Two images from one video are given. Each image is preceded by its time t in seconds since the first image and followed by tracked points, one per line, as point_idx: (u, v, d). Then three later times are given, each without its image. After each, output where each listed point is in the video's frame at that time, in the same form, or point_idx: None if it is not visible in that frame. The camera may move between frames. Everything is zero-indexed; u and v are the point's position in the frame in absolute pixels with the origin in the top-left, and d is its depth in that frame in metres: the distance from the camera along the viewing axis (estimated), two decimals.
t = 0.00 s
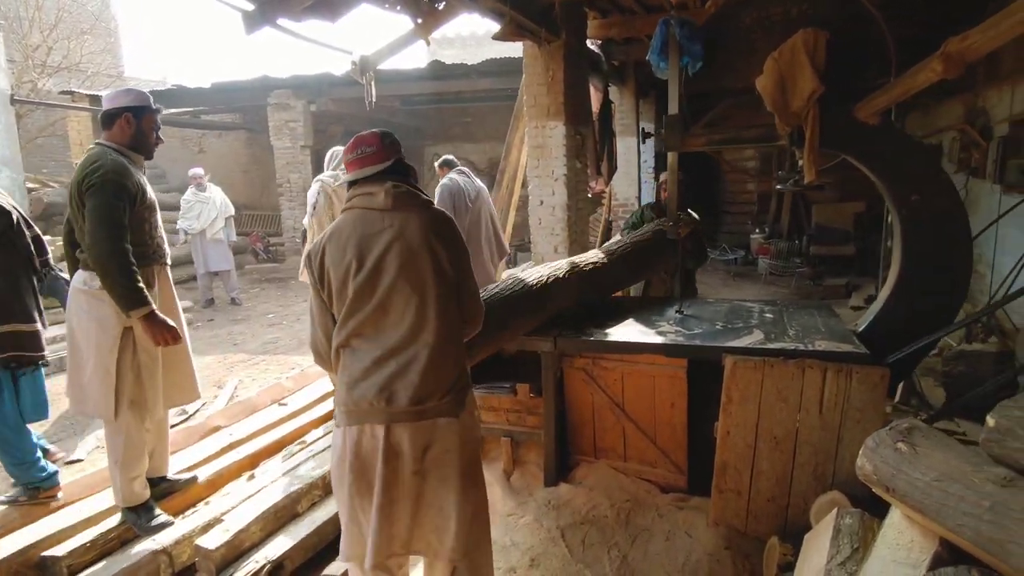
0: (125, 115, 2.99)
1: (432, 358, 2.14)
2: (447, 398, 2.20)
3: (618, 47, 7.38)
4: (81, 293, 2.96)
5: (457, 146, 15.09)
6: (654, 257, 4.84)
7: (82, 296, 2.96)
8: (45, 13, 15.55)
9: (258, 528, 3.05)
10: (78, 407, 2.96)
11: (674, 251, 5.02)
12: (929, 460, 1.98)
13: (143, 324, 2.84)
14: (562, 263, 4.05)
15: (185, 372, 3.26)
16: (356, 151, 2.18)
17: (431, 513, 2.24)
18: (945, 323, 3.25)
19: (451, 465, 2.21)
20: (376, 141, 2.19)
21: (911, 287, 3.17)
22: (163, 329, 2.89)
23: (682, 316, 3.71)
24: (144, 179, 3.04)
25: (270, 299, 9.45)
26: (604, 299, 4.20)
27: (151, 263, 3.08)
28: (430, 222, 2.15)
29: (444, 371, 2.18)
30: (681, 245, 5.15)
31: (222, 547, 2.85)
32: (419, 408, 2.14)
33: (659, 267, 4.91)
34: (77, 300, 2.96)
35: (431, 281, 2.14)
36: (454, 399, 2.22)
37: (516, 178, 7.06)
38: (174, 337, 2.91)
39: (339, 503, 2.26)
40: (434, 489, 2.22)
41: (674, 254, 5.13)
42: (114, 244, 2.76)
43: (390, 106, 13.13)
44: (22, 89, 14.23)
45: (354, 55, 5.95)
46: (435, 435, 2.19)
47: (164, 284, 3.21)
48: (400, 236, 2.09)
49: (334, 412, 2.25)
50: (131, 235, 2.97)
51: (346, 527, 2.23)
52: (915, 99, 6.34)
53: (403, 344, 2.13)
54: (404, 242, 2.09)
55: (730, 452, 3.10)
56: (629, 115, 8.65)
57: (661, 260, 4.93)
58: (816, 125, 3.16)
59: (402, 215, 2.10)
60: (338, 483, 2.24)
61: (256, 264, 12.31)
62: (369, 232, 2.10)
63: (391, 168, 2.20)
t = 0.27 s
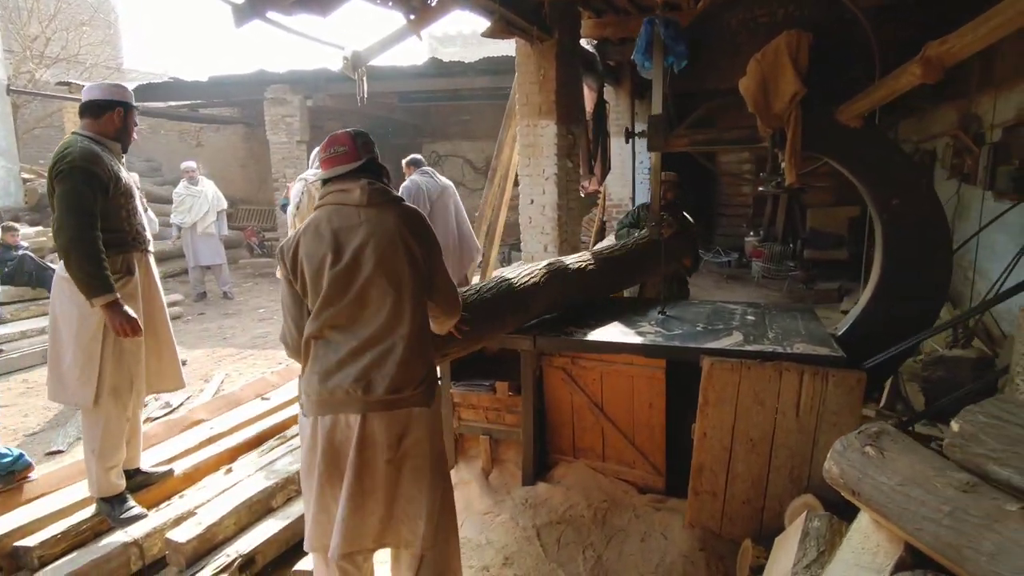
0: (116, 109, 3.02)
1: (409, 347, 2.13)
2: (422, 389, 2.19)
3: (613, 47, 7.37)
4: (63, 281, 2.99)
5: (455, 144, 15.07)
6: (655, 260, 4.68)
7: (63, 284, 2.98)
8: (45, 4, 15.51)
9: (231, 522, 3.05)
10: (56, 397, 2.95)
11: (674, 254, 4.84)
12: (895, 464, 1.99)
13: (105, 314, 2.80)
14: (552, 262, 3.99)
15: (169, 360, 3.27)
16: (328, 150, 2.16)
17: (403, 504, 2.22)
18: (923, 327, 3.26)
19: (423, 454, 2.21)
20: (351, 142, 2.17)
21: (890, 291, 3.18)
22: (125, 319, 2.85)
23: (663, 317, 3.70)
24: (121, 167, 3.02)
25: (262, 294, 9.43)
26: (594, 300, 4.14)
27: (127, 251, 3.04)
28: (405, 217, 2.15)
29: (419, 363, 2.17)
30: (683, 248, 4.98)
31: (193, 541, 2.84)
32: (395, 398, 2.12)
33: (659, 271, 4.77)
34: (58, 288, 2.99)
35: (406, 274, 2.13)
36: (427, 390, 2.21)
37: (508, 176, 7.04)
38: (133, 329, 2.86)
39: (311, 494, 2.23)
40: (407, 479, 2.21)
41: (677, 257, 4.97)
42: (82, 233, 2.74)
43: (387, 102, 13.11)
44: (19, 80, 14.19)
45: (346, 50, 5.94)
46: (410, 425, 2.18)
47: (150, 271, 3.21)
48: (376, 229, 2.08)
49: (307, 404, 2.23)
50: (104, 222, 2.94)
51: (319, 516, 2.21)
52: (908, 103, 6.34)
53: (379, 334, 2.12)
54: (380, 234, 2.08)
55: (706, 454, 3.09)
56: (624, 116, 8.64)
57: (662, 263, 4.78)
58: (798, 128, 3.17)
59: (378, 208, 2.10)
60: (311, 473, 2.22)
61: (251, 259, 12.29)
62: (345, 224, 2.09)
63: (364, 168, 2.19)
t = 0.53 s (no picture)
0: (111, 105, 3.04)
1: (391, 338, 2.15)
2: (402, 378, 2.22)
3: (614, 47, 7.35)
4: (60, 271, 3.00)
5: (458, 142, 15.08)
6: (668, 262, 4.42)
7: (61, 275, 2.99)
8: None
9: (218, 515, 3.06)
10: (60, 386, 2.97)
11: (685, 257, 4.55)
12: (876, 465, 1.99)
13: (105, 301, 2.84)
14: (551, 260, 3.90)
15: (167, 349, 3.25)
16: (315, 153, 2.21)
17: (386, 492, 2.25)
18: (915, 329, 3.25)
19: (406, 443, 2.23)
20: (333, 145, 2.22)
21: (881, 292, 3.18)
22: (125, 306, 2.90)
23: (655, 317, 3.69)
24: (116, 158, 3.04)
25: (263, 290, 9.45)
26: (592, 300, 4.06)
27: (126, 240, 3.07)
28: (387, 212, 2.16)
29: (400, 354, 2.19)
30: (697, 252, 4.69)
31: (180, 534, 2.85)
32: (376, 386, 2.15)
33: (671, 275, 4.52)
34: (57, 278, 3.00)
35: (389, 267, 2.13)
36: (407, 380, 2.24)
37: (507, 174, 7.04)
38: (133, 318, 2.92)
39: (295, 487, 2.22)
40: (390, 467, 2.23)
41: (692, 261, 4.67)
42: (83, 223, 2.78)
43: (390, 100, 13.11)
44: (25, 75, 14.24)
45: (345, 47, 5.94)
46: (392, 414, 2.20)
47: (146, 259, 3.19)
48: (359, 223, 2.10)
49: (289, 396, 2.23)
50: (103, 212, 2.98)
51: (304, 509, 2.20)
52: (908, 106, 6.32)
53: (361, 326, 2.13)
54: (364, 229, 2.10)
55: (694, 454, 3.08)
56: (625, 115, 8.63)
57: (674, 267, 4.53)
58: (790, 127, 3.22)
59: (362, 203, 2.12)
60: (295, 466, 2.21)
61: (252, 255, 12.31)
62: (330, 218, 2.11)
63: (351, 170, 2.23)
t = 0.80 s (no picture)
0: (102, 102, 3.07)
1: (377, 337, 2.15)
2: (389, 376, 2.20)
3: (620, 45, 7.32)
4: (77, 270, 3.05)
5: (465, 142, 15.07)
6: (677, 265, 4.24)
7: (81, 273, 3.05)
8: None
9: (220, 513, 3.06)
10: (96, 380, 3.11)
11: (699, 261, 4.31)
12: (877, 467, 1.97)
13: (138, 293, 3.00)
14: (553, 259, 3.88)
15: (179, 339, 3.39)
16: (318, 156, 2.24)
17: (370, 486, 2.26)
18: (920, 330, 3.21)
19: (389, 440, 2.22)
20: (337, 150, 2.25)
21: (886, 292, 3.14)
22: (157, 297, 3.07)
23: (658, 317, 3.67)
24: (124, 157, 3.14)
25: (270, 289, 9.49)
26: (596, 299, 4.02)
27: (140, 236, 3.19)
28: (380, 211, 2.17)
29: (385, 352, 2.18)
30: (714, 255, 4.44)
31: (181, 532, 2.86)
32: (361, 383, 2.15)
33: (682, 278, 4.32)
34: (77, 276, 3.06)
35: (379, 266, 2.13)
36: (394, 378, 2.23)
37: (512, 173, 7.03)
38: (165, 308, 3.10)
39: (283, 478, 2.27)
40: (375, 463, 2.23)
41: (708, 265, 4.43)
42: (112, 221, 2.89)
43: (397, 99, 13.13)
44: (35, 75, 14.35)
45: (349, 46, 5.94)
46: (377, 412, 2.19)
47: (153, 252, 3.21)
48: (350, 223, 2.12)
49: (280, 390, 2.27)
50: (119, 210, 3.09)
51: (290, 501, 2.24)
52: (918, 104, 6.26)
53: (348, 323, 2.13)
54: (355, 228, 2.11)
55: (696, 455, 3.06)
56: (631, 114, 8.59)
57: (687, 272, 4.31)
58: (793, 126, 3.19)
59: (356, 202, 2.14)
60: (282, 457, 2.27)
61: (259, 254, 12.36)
62: (324, 217, 2.14)
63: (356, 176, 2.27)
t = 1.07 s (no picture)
0: (99, 102, 3.12)
1: (368, 338, 2.17)
2: (381, 375, 2.22)
3: (624, 44, 7.29)
4: (97, 270, 3.11)
5: (470, 141, 15.07)
6: (676, 263, 4.25)
7: (101, 272, 3.11)
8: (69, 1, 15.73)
9: (222, 513, 3.06)
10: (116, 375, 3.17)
11: (697, 258, 4.33)
12: (881, 468, 1.95)
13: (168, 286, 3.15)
14: (553, 256, 3.91)
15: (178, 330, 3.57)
16: (318, 159, 2.27)
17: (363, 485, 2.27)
18: (926, 330, 3.18)
19: (382, 440, 2.22)
20: (338, 154, 2.27)
21: (891, 292, 3.11)
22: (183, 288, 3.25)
23: (661, 316, 3.66)
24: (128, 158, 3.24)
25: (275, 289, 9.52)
26: (597, 297, 4.02)
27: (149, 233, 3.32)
28: (372, 213, 2.19)
29: (377, 353, 2.20)
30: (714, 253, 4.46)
31: (183, 531, 2.86)
32: (353, 383, 2.17)
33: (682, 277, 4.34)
34: (97, 276, 3.12)
35: (370, 268, 2.15)
36: (386, 378, 2.24)
37: (516, 172, 7.01)
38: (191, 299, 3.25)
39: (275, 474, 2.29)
40: (367, 463, 2.23)
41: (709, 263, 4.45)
42: (136, 216, 3.01)
43: (402, 99, 13.12)
44: (43, 76, 14.43)
45: (353, 46, 5.95)
46: (369, 411, 2.20)
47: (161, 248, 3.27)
48: (342, 226, 2.14)
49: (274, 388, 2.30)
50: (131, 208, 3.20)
51: (282, 497, 2.27)
52: (925, 102, 6.20)
53: (339, 324, 2.15)
54: (346, 230, 2.13)
55: (699, 455, 3.04)
56: (636, 113, 8.56)
57: (686, 270, 4.33)
58: (797, 123, 3.18)
59: (348, 205, 2.17)
60: (274, 454, 2.29)
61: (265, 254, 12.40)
62: (317, 219, 2.16)
63: (351, 179, 2.31)
